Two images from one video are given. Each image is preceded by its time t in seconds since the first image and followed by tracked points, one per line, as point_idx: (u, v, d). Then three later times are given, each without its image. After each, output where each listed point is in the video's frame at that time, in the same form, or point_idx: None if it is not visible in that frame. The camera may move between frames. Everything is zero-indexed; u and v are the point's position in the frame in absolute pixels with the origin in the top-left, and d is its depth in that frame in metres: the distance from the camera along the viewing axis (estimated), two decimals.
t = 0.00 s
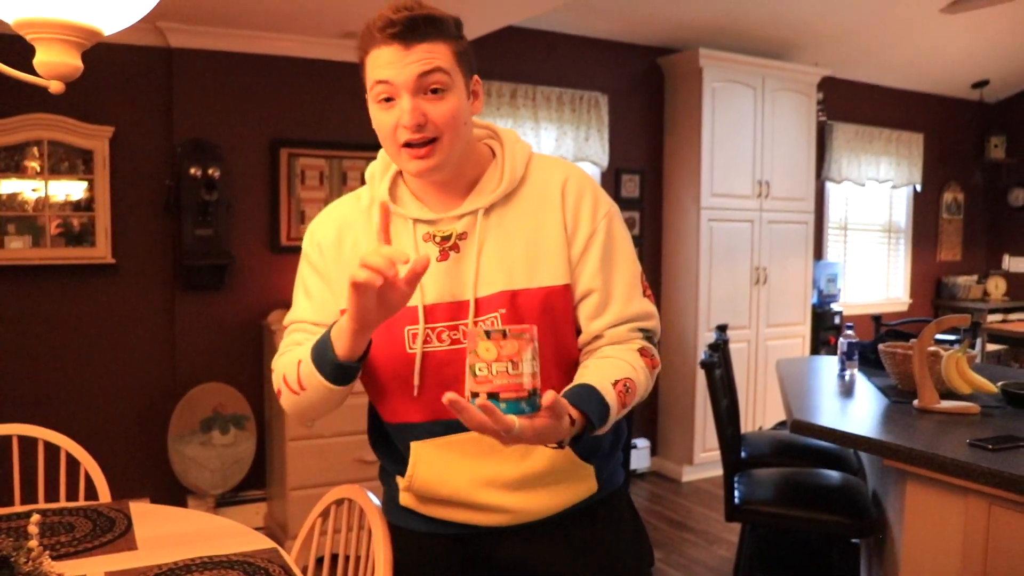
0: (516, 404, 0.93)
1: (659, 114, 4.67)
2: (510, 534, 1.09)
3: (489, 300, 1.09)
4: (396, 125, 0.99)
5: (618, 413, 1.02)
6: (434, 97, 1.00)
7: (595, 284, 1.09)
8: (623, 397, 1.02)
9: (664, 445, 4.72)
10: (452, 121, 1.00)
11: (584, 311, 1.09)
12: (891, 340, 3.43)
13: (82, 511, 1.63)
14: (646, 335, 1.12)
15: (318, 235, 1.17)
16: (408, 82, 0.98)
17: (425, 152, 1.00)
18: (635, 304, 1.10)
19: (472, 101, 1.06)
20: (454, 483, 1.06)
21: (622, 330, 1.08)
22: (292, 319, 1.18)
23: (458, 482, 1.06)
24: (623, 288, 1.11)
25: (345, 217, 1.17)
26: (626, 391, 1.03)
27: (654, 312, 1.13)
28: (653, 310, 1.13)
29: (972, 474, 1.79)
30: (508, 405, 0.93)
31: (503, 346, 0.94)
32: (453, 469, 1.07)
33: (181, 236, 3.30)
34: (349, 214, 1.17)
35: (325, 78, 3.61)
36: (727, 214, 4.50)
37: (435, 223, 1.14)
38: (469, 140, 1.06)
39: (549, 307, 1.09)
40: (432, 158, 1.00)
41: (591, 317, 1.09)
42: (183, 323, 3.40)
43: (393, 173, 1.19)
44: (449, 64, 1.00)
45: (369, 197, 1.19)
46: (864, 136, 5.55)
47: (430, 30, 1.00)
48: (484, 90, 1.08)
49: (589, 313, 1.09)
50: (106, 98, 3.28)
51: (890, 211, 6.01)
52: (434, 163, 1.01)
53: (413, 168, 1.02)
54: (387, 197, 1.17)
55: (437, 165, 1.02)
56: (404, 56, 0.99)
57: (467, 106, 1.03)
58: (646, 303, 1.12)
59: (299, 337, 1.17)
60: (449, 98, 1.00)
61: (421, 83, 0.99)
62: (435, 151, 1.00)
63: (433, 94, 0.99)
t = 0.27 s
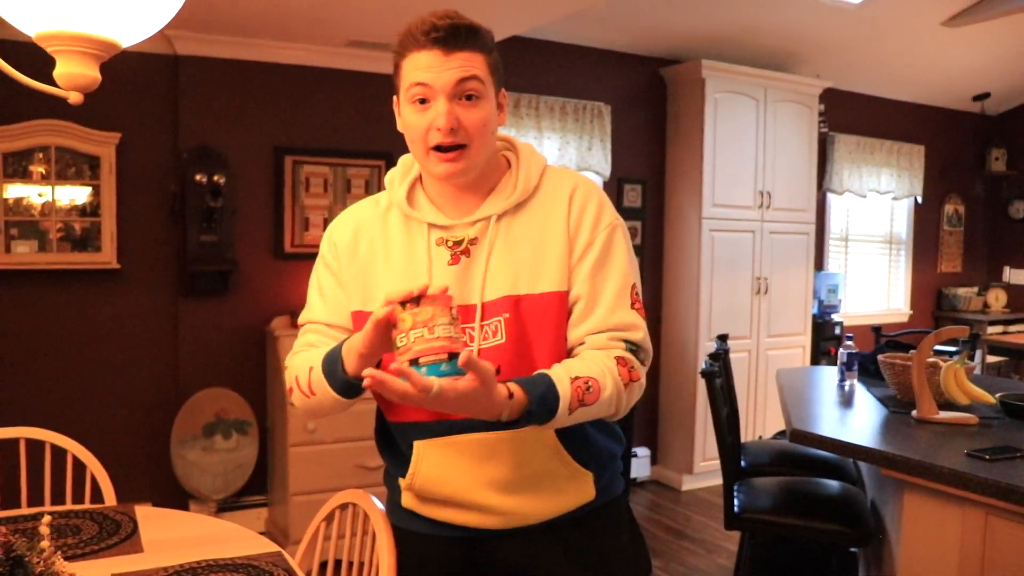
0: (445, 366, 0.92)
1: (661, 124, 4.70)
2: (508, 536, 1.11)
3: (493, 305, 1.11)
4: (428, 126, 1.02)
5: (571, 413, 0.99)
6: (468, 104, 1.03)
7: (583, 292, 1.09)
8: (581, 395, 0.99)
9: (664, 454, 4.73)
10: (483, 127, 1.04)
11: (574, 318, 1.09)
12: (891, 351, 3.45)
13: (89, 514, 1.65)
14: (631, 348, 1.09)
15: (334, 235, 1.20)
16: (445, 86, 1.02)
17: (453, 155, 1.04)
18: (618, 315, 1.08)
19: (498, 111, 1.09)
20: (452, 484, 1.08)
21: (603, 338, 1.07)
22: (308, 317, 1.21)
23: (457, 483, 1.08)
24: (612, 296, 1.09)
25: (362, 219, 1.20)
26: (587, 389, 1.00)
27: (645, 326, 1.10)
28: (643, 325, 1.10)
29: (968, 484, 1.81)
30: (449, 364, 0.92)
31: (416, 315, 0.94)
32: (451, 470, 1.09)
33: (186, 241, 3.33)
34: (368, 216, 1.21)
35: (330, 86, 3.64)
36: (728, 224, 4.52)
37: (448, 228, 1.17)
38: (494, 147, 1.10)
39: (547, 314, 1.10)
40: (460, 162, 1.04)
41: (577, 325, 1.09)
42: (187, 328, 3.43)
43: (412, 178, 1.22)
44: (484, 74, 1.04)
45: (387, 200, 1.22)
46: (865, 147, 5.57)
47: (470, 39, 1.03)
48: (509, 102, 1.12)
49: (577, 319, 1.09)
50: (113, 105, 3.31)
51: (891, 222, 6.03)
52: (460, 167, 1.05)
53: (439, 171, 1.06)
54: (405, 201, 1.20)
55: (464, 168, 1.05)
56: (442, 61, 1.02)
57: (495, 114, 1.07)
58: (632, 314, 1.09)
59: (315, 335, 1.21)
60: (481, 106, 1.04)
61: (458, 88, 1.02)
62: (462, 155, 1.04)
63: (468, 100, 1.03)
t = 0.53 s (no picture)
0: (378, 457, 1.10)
1: (658, 126, 4.71)
2: (502, 538, 1.12)
3: (489, 309, 1.12)
4: (406, 161, 1.05)
5: (547, 450, 0.97)
6: (440, 138, 1.04)
7: (572, 301, 1.09)
8: (552, 430, 0.97)
9: (660, 454, 4.74)
10: (461, 157, 1.05)
11: (564, 326, 1.10)
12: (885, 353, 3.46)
13: (87, 513, 1.66)
14: (610, 362, 1.06)
15: (341, 245, 1.25)
16: (414, 125, 1.03)
17: (435, 183, 1.07)
18: (597, 326, 1.07)
19: (485, 128, 1.08)
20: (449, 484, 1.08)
21: (583, 353, 1.05)
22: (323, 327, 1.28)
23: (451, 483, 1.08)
24: (597, 305, 1.09)
25: (368, 225, 1.24)
26: (557, 424, 0.97)
27: (625, 336, 1.08)
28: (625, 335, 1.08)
29: (961, 486, 1.82)
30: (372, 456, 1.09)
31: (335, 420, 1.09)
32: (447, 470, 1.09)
33: (183, 241, 3.33)
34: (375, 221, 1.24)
35: (328, 87, 3.65)
36: (725, 225, 4.54)
37: (449, 233, 1.18)
38: (486, 162, 1.11)
39: (541, 320, 1.10)
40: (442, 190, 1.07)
41: (565, 334, 1.09)
42: (184, 328, 3.44)
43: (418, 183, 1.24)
44: (455, 103, 1.02)
45: (393, 205, 1.25)
46: (861, 149, 5.60)
47: (436, 73, 1.01)
48: (504, 113, 1.10)
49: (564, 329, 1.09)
50: (111, 105, 3.31)
51: (887, 224, 6.05)
52: (444, 193, 1.07)
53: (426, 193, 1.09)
54: (408, 205, 1.22)
55: (445, 194, 1.08)
56: (409, 98, 1.02)
57: (476, 136, 1.06)
58: (613, 327, 1.08)
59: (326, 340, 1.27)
60: (456, 136, 1.04)
61: (426, 126, 1.03)
62: (446, 182, 1.07)
63: (438, 135, 1.03)
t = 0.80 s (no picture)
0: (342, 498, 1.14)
1: (668, 132, 4.72)
2: (509, 540, 1.13)
3: (491, 319, 1.13)
4: (439, 143, 1.06)
5: (549, 468, 0.98)
6: (478, 122, 1.06)
7: (571, 312, 1.09)
8: (551, 447, 0.99)
9: (669, 459, 4.74)
10: (493, 144, 1.08)
11: (566, 337, 1.09)
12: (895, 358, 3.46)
13: (101, 515, 1.68)
14: (609, 375, 1.05)
15: (356, 254, 1.28)
16: (456, 106, 1.05)
17: (463, 170, 1.07)
18: (597, 338, 1.07)
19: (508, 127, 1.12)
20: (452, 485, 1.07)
21: (582, 366, 1.05)
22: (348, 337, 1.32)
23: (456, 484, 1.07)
24: (596, 317, 1.08)
25: (382, 232, 1.27)
26: (554, 440, 0.99)
27: (623, 348, 1.07)
28: (624, 346, 1.07)
29: (971, 492, 1.82)
30: (335, 498, 1.14)
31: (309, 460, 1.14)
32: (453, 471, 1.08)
33: (196, 246, 3.36)
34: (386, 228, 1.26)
35: (339, 93, 3.67)
36: (734, 230, 4.53)
37: (456, 241, 1.19)
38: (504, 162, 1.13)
39: (541, 330, 1.10)
40: (470, 176, 1.07)
41: (566, 344, 1.09)
42: (196, 331, 3.46)
43: (426, 191, 1.25)
44: (493, 92, 1.06)
45: (403, 214, 1.27)
46: (871, 155, 5.59)
47: (478, 60, 1.06)
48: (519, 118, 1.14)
49: (567, 339, 1.09)
50: (125, 111, 3.34)
51: (897, 229, 6.03)
52: (472, 180, 1.08)
53: (450, 183, 1.09)
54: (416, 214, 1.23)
55: (472, 184, 1.09)
56: (451, 81, 1.05)
57: (504, 131, 1.10)
58: (615, 338, 1.07)
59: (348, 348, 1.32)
60: (491, 124, 1.07)
61: (467, 108, 1.05)
62: (474, 169, 1.08)
63: (477, 118, 1.06)
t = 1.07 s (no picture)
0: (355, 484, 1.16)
1: (668, 126, 4.71)
2: (511, 534, 1.14)
3: (493, 314, 1.13)
4: (442, 140, 1.06)
5: (553, 460, 0.99)
6: (482, 118, 1.07)
7: (572, 306, 1.09)
8: (555, 439, 0.99)
9: (672, 453, 4.74)
10: (496, 140, 1.08)
11: (568, 331, 1.09)
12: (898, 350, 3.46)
13: (107, 512, 1.69)
14: (612, 368, 1.06)
15: (358, 249, 1.29)
16: (460, 102, 1.05)
17: (466, 167, 1.08)
18: (600, 332, 1.07)
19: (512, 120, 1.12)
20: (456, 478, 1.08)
21: (586, 359, 1.06)
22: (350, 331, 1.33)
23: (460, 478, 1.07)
24: (599, 311, 1.08)
25: (384, 228, 1.27)
26: (559, 432, 0.99)
27: (626, 341, 1.08)
28: (627, 340, 1.08)
29: (974, 481, 1.82)
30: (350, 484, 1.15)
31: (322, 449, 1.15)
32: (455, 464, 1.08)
33: (197, 244, 3.36)
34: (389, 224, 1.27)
35: (339, 90, 3.67)
36: (735, 224, 4.53)
37: (458, 236, 1.19)
38: (508, 156, 1.13)
39: (544, 324, 1.11)
40: (472, 172, 1.08)
41: (569, 338, 1.09)
42: (199, 329, 3.47)
43: (429, 186, 1.26)
44: (497, 88, 1.06)
45: (406, 210, 1.27)
46: (871, 147, 5.58)
47: (483, 55, 1.06)
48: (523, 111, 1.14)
49: (570, 334, 1.09)
50: (125, 110, 3.35)
51: (898, 221, 6.03)
52: (474, 176, 1.09)
53: (452, 179, 1.09)
54: (418, 210, 1.23)
55: (474, 179, 1.09)
56: (455, 77, 1.05)
57: (508, 125, 1.10)
58: (617, 332, 1.07)
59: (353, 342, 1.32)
60: (495, 120, 1.07)
61: (472, 104, 1.06)
62: (477, 166, 1.08)
63: (481, 114, 1.06)
